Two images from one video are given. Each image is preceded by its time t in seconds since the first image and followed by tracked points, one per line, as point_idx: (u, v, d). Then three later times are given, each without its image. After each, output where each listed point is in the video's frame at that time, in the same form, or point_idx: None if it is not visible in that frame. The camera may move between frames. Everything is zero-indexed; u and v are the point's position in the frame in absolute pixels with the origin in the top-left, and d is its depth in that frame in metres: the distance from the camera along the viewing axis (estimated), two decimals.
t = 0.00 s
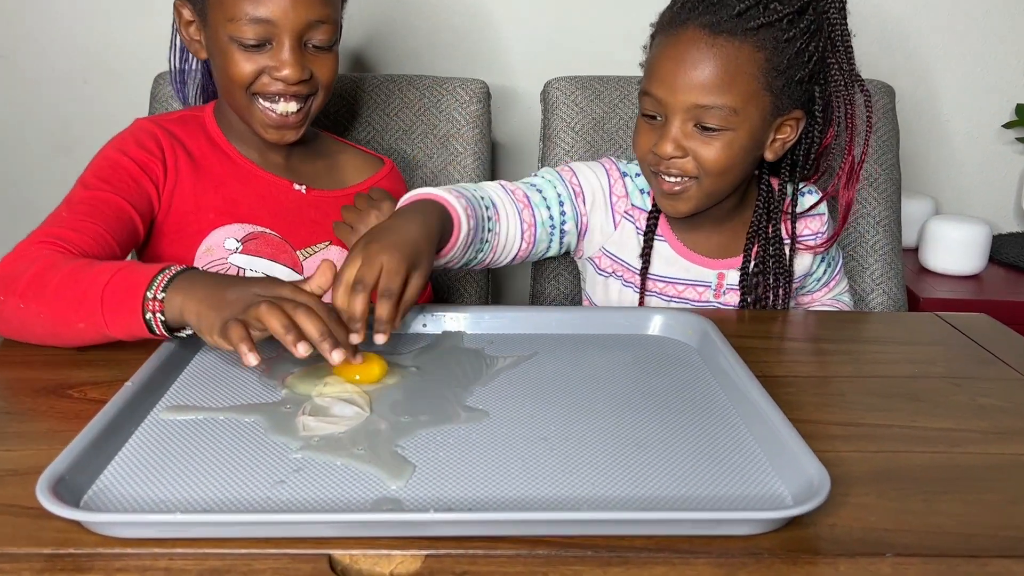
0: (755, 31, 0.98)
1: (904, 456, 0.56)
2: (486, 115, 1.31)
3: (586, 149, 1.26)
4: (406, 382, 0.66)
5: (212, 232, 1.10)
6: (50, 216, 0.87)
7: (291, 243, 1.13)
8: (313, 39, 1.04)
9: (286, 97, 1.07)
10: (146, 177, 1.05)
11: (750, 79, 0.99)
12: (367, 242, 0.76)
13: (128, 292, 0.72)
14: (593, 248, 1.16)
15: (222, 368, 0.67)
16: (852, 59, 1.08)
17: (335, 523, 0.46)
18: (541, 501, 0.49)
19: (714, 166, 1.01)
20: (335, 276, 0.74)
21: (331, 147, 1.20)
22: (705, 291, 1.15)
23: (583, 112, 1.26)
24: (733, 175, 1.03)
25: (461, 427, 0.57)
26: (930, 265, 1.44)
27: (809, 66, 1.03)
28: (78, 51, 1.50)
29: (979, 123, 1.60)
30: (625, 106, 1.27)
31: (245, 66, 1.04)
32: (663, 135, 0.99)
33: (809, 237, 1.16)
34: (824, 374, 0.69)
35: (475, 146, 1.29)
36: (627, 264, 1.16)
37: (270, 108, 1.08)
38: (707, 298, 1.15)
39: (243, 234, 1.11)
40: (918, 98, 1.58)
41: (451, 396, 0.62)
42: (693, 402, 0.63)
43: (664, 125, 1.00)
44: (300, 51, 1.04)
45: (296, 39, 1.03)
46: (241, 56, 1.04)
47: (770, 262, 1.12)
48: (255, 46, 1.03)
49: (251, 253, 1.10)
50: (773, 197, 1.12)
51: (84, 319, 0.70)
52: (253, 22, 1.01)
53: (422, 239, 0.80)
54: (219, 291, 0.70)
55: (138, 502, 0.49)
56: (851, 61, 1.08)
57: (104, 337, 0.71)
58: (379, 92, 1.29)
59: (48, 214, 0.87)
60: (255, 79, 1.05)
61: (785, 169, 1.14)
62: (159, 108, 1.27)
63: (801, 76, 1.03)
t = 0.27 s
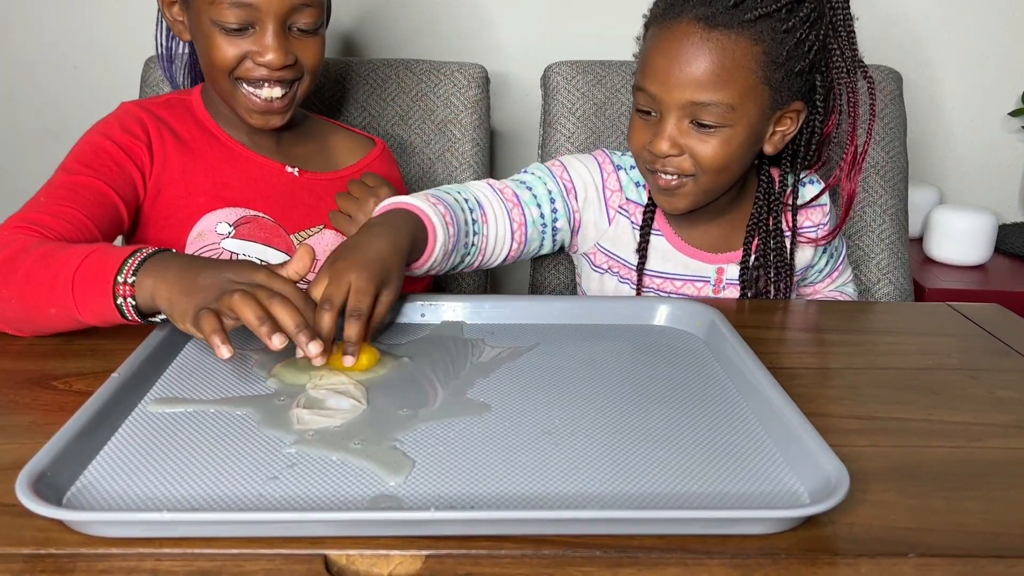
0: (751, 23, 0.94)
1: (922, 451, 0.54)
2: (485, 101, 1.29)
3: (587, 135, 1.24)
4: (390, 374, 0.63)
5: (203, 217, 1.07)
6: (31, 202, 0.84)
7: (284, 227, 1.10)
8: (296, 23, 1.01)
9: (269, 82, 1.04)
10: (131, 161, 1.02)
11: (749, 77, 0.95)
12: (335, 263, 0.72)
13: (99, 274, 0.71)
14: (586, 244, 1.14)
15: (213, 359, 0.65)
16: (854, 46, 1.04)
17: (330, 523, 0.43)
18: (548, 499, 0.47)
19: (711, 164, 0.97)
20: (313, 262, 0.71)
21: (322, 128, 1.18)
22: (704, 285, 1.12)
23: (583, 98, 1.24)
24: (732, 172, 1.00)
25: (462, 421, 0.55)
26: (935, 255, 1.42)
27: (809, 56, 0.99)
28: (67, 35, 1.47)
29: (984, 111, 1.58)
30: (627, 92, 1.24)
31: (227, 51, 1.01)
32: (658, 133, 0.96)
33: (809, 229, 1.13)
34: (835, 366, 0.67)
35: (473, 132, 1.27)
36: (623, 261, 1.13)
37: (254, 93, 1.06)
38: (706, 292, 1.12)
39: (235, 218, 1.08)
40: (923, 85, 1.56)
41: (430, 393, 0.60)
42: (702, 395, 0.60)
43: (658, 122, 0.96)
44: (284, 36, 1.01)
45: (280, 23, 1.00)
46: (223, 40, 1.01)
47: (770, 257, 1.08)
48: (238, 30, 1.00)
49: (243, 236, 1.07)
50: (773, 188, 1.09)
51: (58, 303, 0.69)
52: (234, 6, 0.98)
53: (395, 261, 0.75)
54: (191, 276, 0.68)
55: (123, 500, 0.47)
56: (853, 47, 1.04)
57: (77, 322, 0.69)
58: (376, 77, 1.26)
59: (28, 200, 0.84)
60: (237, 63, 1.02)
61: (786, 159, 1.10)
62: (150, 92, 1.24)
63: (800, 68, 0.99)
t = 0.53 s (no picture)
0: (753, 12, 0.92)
1: (936, 453, 0.53)
2: (482, 91, 1.26)
3: (586, 126, 1.21)
4: (382, 375, 0.61)
5: (189, 208, 1.05)
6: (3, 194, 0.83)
7: (273, 217, 1.08)
8: (278, 8, 0.99)
9: (251, 69, 1.02)
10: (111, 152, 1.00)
11: (751, 70, 0.93)
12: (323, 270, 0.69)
13: (60, 264, 0.70)
14: (582, 239, 1.12)
15: (198, 357, 0.63)
16: (857, 34, 1.02)
17: (323, 532, 0.41)
18: (550, 505, 0.45)
19: (712, 158, 0.95)
20: (277, 245, 0.68)
21: (308, 115, 1.15)
22: (701, 281, 1.11)
23: (582, 89, 1.22)
24: (736, 166, 0.98)
25: (461, 423, 0.53)
26: (937, 248, 1.40)
27: (812, 45, 0.97)
28: (56, 23, 1.44)
29: (988, 102, 1.56)
30: (627, 81, 1.22)
31: (208, 37, 0.99)
32: (658, 127, 0.93)
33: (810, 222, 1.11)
34: (843, 364, 0.65)
35: (469, 122, 1.24)
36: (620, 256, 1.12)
37: (236, 80, 1.03)
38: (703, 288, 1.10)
39: (222, 208, 1.05)
40: (926, 76, 1.54)
41: (416, 390, 0.58)
42: (708, 394, 0.59)
43: (659, 116, 0.94)
44: (265, 21, 0.98)
45: (261, 8, 0.97)
46: (203, 27, 0.98)
47: (770, 249, 1.06)
48: (218, 16, 0.97)
49: (229, 227, 1.04)
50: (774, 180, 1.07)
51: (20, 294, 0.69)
52: None
53: (379, 262, 0.73)
54: (150, 261, 0.67)
55: (107, 506, 0.45)
56: (855, 34, 1.01)
57: (41, 313, 0.69)
58: (371, 66, 1.24)
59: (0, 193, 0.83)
60: (219, 50, 1.00)
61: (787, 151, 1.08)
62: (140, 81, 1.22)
63: (803, 58, 0.97)
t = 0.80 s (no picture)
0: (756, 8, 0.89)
1: (948, 465, 0.51)
2: (479, 86, 1.24)
3: (584, 122, 1.19)
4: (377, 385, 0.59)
5: (176, 205, 1.02)
6: None
7: (261, 214, 1.06)
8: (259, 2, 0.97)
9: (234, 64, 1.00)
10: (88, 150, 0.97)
11: (756, 68, 0.91)
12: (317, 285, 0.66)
13: None
14: (580, 239, 1.10)
15: (183, 363, 0.61)
16: (860, 27, 1.00)
17: (312, 555, 0.39)
18: (551, 522, 0.43)
19: (717, 157, 0.93)
20: (208, 241, 0.66)
21: (294, 110, 1.13)
22: (701, 281, 1.09)
23: (580, 84, 1.19)
24: (741, 164, 0.96)
25: (457, 434, 0.51)
26: (939, 246, 1.39)
27: (815, 38, 0.95)
28: (43, 16, 1.41)
29: (990, 98, 1.54)
30: (625, 77, 1.20)
31: (189, 33, 0.97)
32: (662, 127, 0.91)
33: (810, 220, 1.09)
34: (850, 370, 0.64)
35: (465, 119, 1.22)
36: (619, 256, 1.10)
37: (219, 76, 1.01)
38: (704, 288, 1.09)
39: (209, 206, 1.03)
40: (928, 71, 1.52)
41: (414, 399, 0.57)
42: (712, 403, 0.57)
43: (662, 115, 0.92)
44: (247, 15, 0.96)
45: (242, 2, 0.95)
46: (184, 23, 0.96)
47: (770, 247, 1.04)
48: (199, 10, 0.95)
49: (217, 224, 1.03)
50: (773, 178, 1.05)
51: None
52: None
53: (377, 270, 0.71)
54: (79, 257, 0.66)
55: (86, 526, 0.43)
56: (858, 26, 0.99)
57: None
58: (365, 61, 1.21)
59: None
60: (201, 46, 0.97)
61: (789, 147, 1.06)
62: (128, 76, 1.19)
63: (806, 52, 0.95)
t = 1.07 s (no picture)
0: None
1: (953, 468, 0.50)
2: (474, 80, 1.22)
3: (580, 117, 1.18)
4: (371, 385, 0.58)
5: (160, 200, 1.01)
6: None
7: (246, 208, 1.04)
8: None
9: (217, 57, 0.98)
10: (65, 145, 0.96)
11: (764, 60, 0.89)
12: (309, 278, 0.65)
13: None
14: (581, 232, 1.09)
15: (171, 363, 0.60)
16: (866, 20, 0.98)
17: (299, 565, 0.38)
18: (548, 529, 0.42)
19: (726, 151, 0.92)
20: (154, 230, 0.66)
21: (279, 103, 1.11)
22: (701, 277, 1.08)
23: (576, 79, 1.18)
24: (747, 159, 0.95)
25: (453, 437, 0.50)
26: (938, 243, 1.38)
27: (822, 30, 0.94)
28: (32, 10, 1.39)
29: (989, 94, 1.53)
30: (622, 71, 1.19)
31: (170, 27, 0.95)
32: (669, 122, 0.90)
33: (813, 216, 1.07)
34: (852, 370, 0.63)
35: (460, 113, 1.21)
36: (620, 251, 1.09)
37: (202, 70, 1.00)
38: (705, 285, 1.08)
39: (192, 200, 1.02)
40: (927, 66, 1.51)
41: (411, 400, 0.55)
42: (713, 404, 0.55)
43: (669, 109, 0.90)
44: (228, 7, 0.95)
45: None
46: (165, 16, 0.95)
47: (772, 241, 1.02)
48: (179, 3, 0.94)
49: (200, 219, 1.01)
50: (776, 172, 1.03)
51: None
52: None
53: (370, 258, 0.70)
54: (14, 244, 0.69)
55: (69, 533, 0.41)
56: (863, 17, 0.98)
57: None
58: (359, 54, 1.20)
59: None
60: (182, 40, 0.96)
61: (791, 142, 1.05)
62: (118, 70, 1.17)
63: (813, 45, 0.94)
